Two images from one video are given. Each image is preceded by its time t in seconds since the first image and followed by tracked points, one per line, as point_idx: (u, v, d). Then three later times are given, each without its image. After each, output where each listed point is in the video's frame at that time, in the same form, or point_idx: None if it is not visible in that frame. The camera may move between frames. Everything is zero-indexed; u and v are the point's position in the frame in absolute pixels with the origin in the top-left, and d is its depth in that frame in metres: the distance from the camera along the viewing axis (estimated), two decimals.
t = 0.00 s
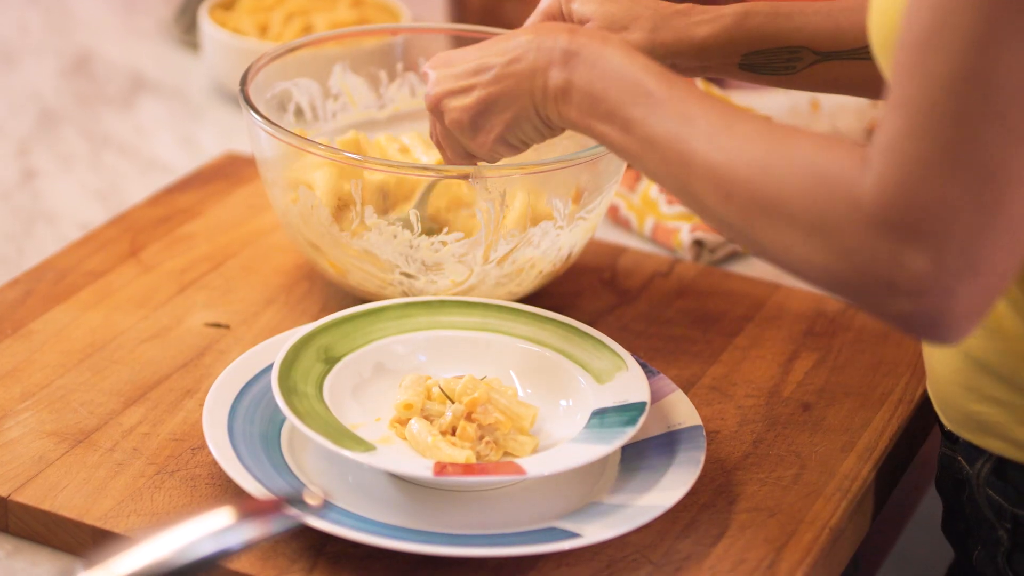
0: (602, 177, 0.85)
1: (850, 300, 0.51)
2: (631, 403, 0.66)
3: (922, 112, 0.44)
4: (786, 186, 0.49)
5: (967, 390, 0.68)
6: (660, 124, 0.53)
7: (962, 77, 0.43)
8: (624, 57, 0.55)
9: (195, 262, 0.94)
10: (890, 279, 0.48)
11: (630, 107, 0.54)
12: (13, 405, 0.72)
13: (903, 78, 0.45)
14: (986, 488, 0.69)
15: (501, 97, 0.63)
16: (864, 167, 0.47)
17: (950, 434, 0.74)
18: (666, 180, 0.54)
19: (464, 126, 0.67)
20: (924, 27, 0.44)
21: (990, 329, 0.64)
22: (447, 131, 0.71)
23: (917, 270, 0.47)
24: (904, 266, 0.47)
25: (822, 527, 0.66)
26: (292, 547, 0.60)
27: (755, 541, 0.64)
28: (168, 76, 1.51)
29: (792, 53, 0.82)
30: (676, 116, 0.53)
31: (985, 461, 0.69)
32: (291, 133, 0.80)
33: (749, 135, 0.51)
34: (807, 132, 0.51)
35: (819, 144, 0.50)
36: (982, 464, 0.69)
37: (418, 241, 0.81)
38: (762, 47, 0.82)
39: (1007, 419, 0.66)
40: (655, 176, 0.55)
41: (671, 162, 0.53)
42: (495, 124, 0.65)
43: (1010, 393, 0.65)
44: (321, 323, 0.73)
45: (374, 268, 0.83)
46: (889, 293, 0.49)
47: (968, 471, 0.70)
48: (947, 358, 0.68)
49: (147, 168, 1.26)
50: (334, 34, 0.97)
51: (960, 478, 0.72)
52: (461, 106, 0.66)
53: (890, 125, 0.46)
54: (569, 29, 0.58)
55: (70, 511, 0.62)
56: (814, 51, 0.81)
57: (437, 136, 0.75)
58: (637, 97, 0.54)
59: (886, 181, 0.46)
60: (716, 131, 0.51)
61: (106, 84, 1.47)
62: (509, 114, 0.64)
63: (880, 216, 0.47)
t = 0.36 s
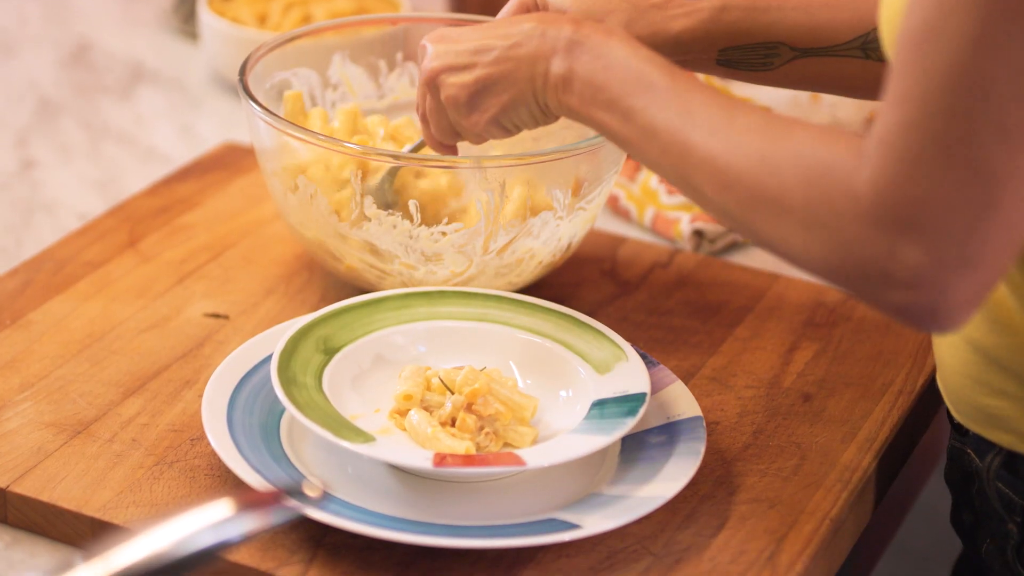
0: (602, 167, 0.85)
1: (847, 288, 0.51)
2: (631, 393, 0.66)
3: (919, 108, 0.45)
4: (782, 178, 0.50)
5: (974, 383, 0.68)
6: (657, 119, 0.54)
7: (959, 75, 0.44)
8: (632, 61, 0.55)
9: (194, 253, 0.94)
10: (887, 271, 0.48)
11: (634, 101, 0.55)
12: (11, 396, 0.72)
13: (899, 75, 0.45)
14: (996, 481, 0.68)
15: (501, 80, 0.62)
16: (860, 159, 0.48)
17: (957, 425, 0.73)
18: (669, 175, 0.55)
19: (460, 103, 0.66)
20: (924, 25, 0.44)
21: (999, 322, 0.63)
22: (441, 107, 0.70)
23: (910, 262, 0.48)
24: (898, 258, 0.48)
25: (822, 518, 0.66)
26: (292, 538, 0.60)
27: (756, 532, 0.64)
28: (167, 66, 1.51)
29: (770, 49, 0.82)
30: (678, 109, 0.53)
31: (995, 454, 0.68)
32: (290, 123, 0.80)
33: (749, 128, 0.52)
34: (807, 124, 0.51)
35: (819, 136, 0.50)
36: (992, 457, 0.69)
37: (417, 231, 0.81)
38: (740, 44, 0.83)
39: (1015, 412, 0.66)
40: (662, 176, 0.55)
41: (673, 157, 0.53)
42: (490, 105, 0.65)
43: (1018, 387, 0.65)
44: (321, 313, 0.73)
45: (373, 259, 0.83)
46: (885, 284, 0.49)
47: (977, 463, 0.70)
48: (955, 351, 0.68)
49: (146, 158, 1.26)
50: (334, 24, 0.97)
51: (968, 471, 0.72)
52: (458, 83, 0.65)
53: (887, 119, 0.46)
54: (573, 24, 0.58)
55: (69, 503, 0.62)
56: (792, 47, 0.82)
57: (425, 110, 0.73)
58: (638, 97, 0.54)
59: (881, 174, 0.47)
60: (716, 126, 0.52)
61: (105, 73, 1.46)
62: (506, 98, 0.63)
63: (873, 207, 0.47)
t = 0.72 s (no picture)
0: (602, 159, 0.84)
1: (868, 287, 0.51)
2: (631, 385, 0.66)
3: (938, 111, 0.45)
4: (805, 172, 0.50)
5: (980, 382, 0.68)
6: (685, 101, 0.53)
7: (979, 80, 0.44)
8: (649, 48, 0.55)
9: (193, 245, 0.93)
10: (908, 272, 0.48)
11: (657, 80, 0.54)
12: (11, 388, 0.72)
13: (920, 74, 0.45)
14: (1001, 480, 0.68)
15: (529, 54, 0.62)
16: (885, 156, 0.48)
17: (962, 422, 0.73)
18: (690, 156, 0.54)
19: (486, 77, 0.66)
20: (944, 26, 0.44)
21: (1006, 323, 0.63)
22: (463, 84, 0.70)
23: (933, 265, 0.47)
24: (922, 262, 0.48)
25: (822, 510, 0.66)
26: (290, 530, 0.60)
27: (756, 524, 0.64)
28: (167, 59, 1.50)
29: (801, 55, 0.84)
30: (705, 92, 0.53)
31: (1000, 453, 0.68)
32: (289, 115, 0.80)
33: (774, 118, 0.51)
34: (834, 117, 0.51)
35: (845, 128, 0.50)
36: (997, 456, 0.69)
37: (417, 223, 0.81)
38: (771, 49, 0.84)
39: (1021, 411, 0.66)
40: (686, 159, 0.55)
41: (698, 144, 0.53)
42: (518, 78, 0.65)
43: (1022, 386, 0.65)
44: (321, 305, 0.73)
45: (372, 251, 0.83)
46: (903, 284, 0.49)
47: (981, 463, 0.70)
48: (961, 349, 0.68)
49: (145, 150, 1.26)
50: (333, 16, 0.97)
51: (971, 469, 0.72)
52: (485, 57, 0.65)
53: (909, 119, 0.46)
54: (604, 0, 0.58)
55: (68, 495, 0.62)
56: (822, 53, 0.83)
57: (449, 83, 0.73)
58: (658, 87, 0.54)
59: (902, 175, 0.46)
60: (744, 113, 0.52)
61: (105, 65, 1.46)
62: (533, 73, 0.63)
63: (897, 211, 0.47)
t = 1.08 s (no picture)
0: (598, 153, 0.84)
1: (889, 287, 0.51)
2: (626, 378, 0.66)
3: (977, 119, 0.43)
4: (834, 165, 0.49)
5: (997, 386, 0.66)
6: (716, 80, 0.51)
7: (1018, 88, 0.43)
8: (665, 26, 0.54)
9: (189, 239, 0.93)
10: (931, 281, 0.48)
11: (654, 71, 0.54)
12: (6, 382, 0.72)
13: (951, 77, 0.44)
14: (1012, 484, 0.69)
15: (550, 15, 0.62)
16: (912, 158, 0.47)
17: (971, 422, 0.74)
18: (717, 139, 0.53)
19: (511, 37, 0.66)
20: (976, 30, 0.43)
21: None
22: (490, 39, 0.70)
23: (957, 273, 0.47)
24: (945, 270, 0.47)
25: (818, 503, 0.66)
26: (287, 523, 0.60)
27: (752, 518, 0.64)
28: (162, 53, 1.50)
29: (842, 31, 0.83)
30: (734, 73, 0.51)
31: (1011, 456, 0.69)
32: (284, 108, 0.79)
33: (804, 108, 0.50)
34: (866, 111, 0.49)
35: (875, 125, 0.49)
36: (1008, 458, 0.69)
37: (413, 217, 0.81)
38: (812, 23, 0.84)
39: None
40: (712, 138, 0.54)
41: (726, 127, 0.52)
42: (542, 40, 0.64)
43: None
44: (317, 299, 0.73)
45: (368, 244, 0.83)
46: (925, 291, 0.49)
47: (991, 465, 0.71)
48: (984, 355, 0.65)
49: (140, 143, 1.26)
50: (328, 9, 0.96)
51: (980, 470, 0.73)
52: (509, 16, 0.65)
53: (936, 124, 0.45)
54: None
55: (64, 488, 0.62)
56: (865, 30, 0.82)
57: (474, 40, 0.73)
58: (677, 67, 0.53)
59: (933, 181, 0.45)
60: (773, 99, 0.50)
61: (100, 59, 1.46)
62: (558, 34, 0.63)
63: (924, 216, 0.46)
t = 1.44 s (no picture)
0: (595, 147, 0.84)
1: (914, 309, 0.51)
2: (624, 371, 0.66)
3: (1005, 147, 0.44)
4: (863, 186, 0.49)
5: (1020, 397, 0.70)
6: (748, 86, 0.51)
7: None
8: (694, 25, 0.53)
9: (188, 232, 0.93)
10: (959, 307, 0.48)
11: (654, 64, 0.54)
12: (4, 376, 0.72)
13: (981, 104, 0.45)
14: None
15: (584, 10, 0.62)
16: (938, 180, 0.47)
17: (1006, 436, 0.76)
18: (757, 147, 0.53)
19: (548, 31, 0.67)
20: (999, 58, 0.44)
21: None
22: (528, 31, 0.71)
23: (985, 301, 0.48)
24: (973, 298, 0.48)
25: (815, 496, 0.66)
26: (286, 517, 0.60)
27: (749, 512, 0.64)
28: (160, 47, 1.50)
29: (891, 34, 0.83)
30: (772, 80, 0.51)
31: None
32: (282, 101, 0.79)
33: (837, 122, 0.49)
34: (895, 123, 0.49)
35: (908, 143, 0.48)
36: None
37: (411, 210, 0.81)
38: (860, 26, 0.84)
39: None
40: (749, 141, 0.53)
41: (763, 134, 0.52)
42: (580, 34, 0.65)
43: None
44: (315, 292, 0.73)
45: (367, 238, 0.83)
46: (953, 318, 0.49)
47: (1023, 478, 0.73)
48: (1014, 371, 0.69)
49: (138, 137, 1.26)
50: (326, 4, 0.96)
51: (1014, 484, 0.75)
52: (549, 10, 0.66)
53: (959, 149, 0.46)
54: None
55: (62, 482, 0.62)
56: (913, 34, 0.82)
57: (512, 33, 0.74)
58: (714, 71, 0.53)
59: (962, 209, 0.46)
60: (809, 110, 0.50)
61: (98, 53, 1.46)
62: (597, 29, 0.62)
63: (952, 242, 0.47)
